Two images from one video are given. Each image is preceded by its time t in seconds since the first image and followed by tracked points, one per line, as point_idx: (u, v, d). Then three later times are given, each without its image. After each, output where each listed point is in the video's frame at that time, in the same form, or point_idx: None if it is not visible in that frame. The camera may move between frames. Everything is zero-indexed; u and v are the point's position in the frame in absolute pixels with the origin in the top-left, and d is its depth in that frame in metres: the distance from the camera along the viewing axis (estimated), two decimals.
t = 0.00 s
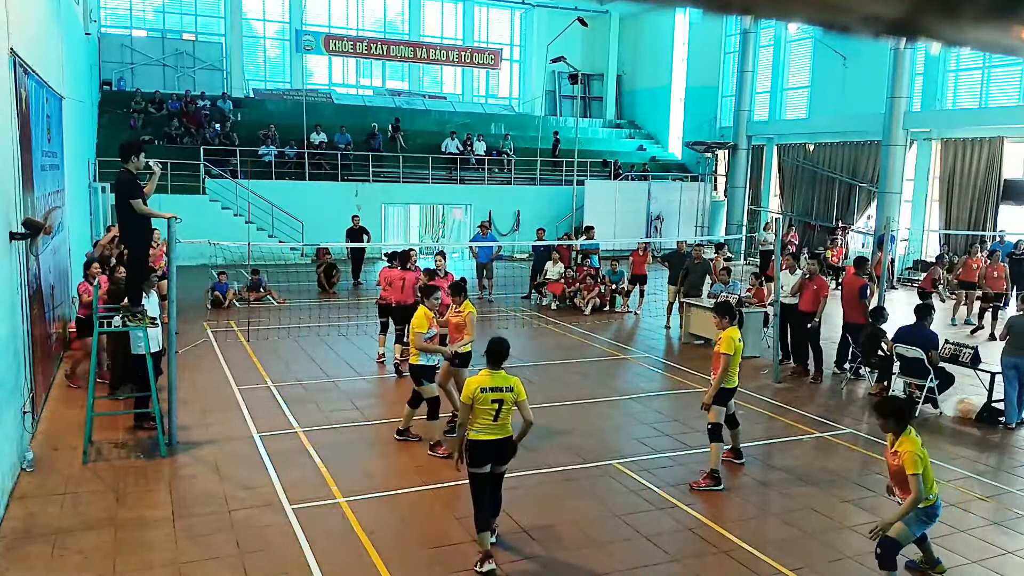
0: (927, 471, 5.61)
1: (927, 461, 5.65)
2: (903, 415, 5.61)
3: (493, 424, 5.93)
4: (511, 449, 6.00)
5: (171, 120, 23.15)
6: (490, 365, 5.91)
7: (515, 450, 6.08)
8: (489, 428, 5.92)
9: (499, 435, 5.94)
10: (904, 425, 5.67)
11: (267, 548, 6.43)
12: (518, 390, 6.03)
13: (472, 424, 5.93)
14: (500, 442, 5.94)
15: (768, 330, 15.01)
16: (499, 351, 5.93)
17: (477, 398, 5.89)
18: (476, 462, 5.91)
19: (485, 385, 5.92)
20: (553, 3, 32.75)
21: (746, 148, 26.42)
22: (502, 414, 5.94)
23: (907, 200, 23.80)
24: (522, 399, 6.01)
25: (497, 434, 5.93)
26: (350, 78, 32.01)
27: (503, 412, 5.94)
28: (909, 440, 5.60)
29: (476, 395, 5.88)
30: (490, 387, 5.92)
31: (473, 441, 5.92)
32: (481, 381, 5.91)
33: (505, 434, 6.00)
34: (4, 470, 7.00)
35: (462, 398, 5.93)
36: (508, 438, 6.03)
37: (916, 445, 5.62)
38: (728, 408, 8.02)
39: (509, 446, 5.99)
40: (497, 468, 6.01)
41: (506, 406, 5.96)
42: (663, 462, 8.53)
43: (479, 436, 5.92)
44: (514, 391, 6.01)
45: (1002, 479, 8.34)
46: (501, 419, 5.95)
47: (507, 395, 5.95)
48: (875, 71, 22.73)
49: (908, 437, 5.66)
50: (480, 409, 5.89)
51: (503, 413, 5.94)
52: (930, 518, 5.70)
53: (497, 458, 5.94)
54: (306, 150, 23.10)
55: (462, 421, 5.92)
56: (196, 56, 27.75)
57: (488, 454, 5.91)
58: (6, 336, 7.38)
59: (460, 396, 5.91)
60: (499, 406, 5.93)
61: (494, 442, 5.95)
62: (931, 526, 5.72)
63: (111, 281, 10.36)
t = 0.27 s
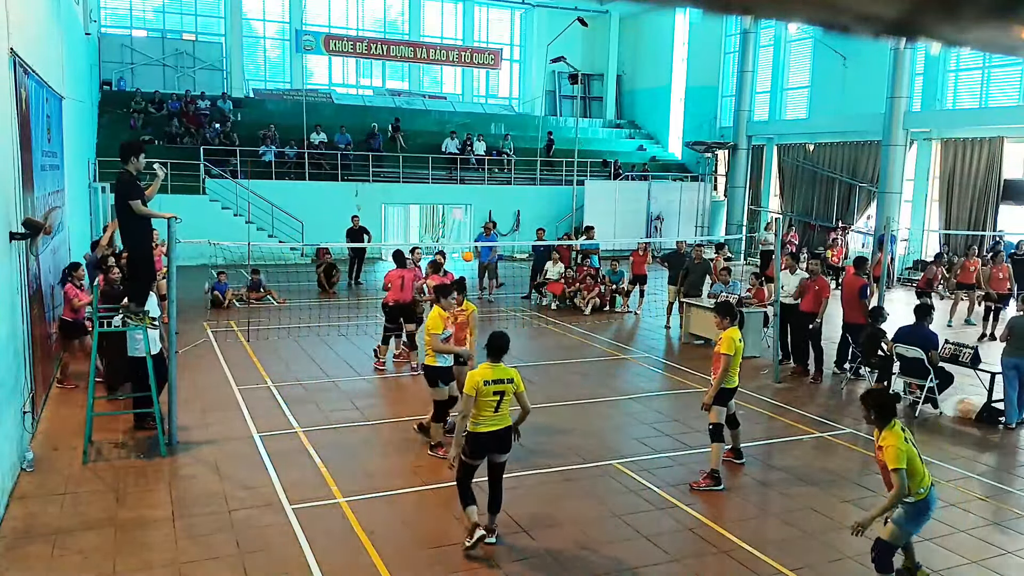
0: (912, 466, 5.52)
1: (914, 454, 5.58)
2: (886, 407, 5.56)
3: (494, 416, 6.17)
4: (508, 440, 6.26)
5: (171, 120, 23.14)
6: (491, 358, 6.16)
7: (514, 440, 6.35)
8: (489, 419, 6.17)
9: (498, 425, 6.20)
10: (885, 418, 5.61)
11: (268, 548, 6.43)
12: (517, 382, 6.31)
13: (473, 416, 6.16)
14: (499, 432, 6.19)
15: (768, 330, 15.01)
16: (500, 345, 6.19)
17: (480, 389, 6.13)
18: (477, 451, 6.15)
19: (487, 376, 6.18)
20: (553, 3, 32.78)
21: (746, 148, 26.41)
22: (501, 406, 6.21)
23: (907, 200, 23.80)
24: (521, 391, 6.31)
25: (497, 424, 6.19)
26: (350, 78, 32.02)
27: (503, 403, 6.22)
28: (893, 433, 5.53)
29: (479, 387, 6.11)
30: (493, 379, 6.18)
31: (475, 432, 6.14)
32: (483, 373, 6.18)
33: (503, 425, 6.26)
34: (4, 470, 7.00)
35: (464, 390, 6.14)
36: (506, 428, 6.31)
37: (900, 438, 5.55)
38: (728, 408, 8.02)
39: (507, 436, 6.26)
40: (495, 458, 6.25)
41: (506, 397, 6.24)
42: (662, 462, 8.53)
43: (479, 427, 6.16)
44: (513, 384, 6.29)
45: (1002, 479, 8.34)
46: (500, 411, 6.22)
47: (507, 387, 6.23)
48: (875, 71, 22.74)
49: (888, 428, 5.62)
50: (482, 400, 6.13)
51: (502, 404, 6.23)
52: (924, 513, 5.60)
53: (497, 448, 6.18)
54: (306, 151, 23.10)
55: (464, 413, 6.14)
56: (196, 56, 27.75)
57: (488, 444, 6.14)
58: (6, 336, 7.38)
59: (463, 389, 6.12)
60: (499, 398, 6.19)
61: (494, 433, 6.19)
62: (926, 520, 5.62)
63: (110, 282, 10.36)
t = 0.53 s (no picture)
0: (901, 454, 5.53)
1: (905, 444, 5.57)
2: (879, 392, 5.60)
3: (493, 411, 6.24)
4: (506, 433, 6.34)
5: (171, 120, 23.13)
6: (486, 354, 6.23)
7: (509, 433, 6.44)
8: (488, 414, 6.22)
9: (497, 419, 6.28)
10: (880, 404, 5.63)
11: (268, 548, 6.42)
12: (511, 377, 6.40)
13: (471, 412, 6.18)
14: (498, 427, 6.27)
15: (768, 330, 15.02)
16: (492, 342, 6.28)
17: (478, 385, 6.18)
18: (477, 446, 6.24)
19: (484, 372, 6.24)
20: (553, 3, 32.80)
21: (746, 148, 26.40)
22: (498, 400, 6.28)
23: (907, 200, 23.80)
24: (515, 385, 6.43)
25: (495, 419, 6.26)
26: (350, 78, 32.02)
27: (500, 398, 6.29)
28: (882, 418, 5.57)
29: (477, 383, 6.16)
30: (489, 374, 6.24)
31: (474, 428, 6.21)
32: (480, 369, 6.22)
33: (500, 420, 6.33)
34: (4, 470, 7.00)
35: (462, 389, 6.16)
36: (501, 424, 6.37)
37: (892, 426, 5.55)
38: (728, 408, 8.01)
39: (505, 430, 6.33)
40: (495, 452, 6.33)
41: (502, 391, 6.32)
42: (663, 462, 8.52)
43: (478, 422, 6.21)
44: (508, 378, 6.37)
45: (1003, 479, 8.34)
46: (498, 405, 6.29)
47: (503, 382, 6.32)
48: (876, 71, 22.75)
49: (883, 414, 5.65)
50: (481, 396, 6.18)
51: (499, 399, 6.30)
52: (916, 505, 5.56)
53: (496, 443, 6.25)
54: (306, 151, 23.10)
55: (462, 410, 6.14)
56: (196, 56, 27.74)
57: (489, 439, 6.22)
58: (6, 336, 7.38)
59: (461, 386, 6.15)
60: (496, 392, 6.27)
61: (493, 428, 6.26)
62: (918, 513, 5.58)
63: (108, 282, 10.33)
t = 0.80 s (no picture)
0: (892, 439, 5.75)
1: (898, 432, 5.79)
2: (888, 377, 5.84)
3: (475, 408, 6.38)
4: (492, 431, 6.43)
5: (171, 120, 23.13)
6: (466, 353, 6.38)
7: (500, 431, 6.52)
8: (469, 411, 6.39)
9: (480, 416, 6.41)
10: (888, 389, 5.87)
11: (268, 548, 6.42)
12: (497, 375, 6.48)
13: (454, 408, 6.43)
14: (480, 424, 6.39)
15: (768, 329, 15.01)
16: (474, 340, 6.41)
17: (458, 382, 6.37)
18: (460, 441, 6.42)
19: (465, 370, 6.39)
20: (553, 3, 32.81)
21: (746, 148, 26.38)
22: (482, 397, 6.39)
23: (907, 200, 23.81)
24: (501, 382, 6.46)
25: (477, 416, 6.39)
26: (350, 78, 32.01)
27: (483, 395, 6.40)
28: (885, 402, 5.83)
29: (456, 380, 6.36)
30: (469, 372, 6.39)
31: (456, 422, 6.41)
32: (461, 367, 6.39)
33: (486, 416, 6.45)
34: (4, 470, 7.00)
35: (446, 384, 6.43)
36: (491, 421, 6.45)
37: (888, 413, 5.81)
38: (728, 408, 8.01)
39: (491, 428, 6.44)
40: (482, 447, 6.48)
41: (486, 389, 6.42)
42: (663, 462, 8.53)
43: (460, 418, 6.39)
44: (493, 376, 6.47)
45: (1002, 479, 8.34)
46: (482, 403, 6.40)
47: (485, 379, 6.41)
48: (876, 72, 22.75)
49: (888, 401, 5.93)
50: (461, 392, 6.38)
51: (482, 397, 6.40)
52: (893, 494, 5.71)
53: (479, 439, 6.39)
54: (306, 150, 23.10)
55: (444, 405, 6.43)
56: (196, 56, 27.73)
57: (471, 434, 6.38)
58: (6, 336, 7.37)
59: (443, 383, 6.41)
60: (479, 389, 6.39)
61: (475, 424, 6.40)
62: (897, 502, 5.70)
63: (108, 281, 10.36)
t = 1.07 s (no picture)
0: (882, 435, 5.76)
1: (889, 427, 5.77)
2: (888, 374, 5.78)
3: (455, 396, 6.71)
4: (472, 420, 6.74)
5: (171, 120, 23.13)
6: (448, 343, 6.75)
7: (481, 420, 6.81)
8: (451, 400, 6.72)
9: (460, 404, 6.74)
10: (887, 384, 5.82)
11: (268, 548, 6.42)
12: (478, 366, 6.80)
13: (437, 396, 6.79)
14: (460, 412, 6.72)
15: (768, 329, 15.01)
16: (456, 331, 6.78)
17: (439, 371, 6.75)
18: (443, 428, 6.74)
19: (446, 359, 6.76)
20: (553, 3, 32.83)
21: (746, 148, 26.33)
22: (462, 386, 6.72)
23: (907, 200, 23.80)
24: (482, 374, 6.78)
25: (458, 404, 6.72)
26: (350, 78, 32.01)
27: (464, 385, 6.73)
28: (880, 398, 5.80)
29: (437, 369, 6.73)
30: (450, 361, 6.74)
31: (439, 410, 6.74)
32: (443, 357, 6.78)
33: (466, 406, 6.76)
34: (4, 470, 7.00)
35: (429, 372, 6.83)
36: (473, 411, 6.78)
37: (881, 407, 5.79)
38: (727, 408, 8.01)
39: (471, 416, 6.75)
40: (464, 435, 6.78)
41: (467, 379, 6.74)
42: (663, 462, 8.53)
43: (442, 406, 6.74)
44: (473, 366, 6.79)
45: (1002, 479, 8.34)
46: (462, 392, 6.72)
47: (467, 369, 6.75)
48: (876, 72, 22.75)
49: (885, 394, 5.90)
50: (443, 381, 6.73)
51: (463, 387, 6.73)
52: (874, 487, 5.76)
53: (459, 426, 6.71)
54: (306, 150, 23.10)
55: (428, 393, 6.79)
56: (196, 56, 27.72)
57: (451, 422, 6.71)
58: (6, 336, 7.37)
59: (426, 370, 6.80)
60: (459, 379, 6.73)
61: (455, 412, 6.72)
62: (879, 497, 5.74)
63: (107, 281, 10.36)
